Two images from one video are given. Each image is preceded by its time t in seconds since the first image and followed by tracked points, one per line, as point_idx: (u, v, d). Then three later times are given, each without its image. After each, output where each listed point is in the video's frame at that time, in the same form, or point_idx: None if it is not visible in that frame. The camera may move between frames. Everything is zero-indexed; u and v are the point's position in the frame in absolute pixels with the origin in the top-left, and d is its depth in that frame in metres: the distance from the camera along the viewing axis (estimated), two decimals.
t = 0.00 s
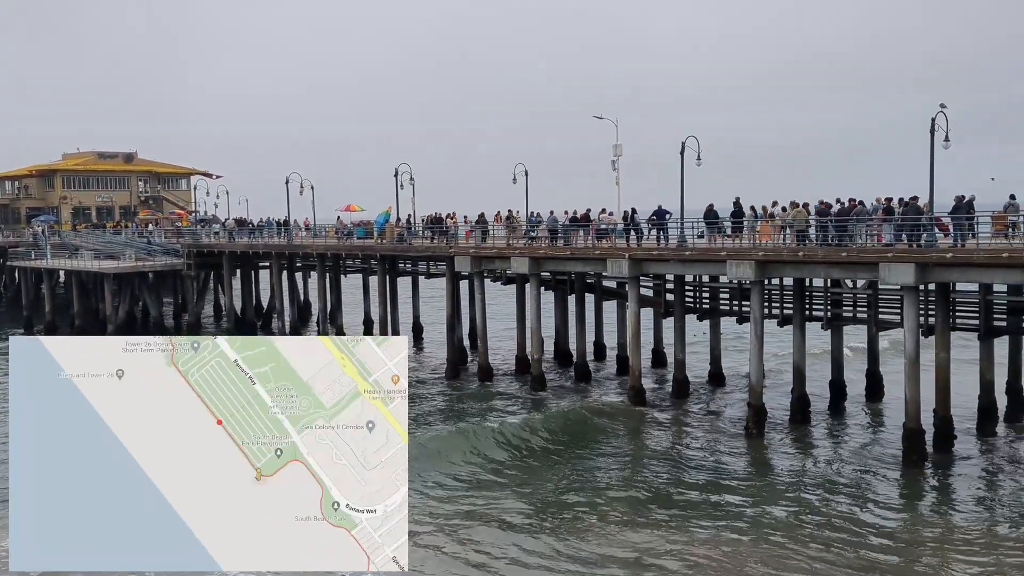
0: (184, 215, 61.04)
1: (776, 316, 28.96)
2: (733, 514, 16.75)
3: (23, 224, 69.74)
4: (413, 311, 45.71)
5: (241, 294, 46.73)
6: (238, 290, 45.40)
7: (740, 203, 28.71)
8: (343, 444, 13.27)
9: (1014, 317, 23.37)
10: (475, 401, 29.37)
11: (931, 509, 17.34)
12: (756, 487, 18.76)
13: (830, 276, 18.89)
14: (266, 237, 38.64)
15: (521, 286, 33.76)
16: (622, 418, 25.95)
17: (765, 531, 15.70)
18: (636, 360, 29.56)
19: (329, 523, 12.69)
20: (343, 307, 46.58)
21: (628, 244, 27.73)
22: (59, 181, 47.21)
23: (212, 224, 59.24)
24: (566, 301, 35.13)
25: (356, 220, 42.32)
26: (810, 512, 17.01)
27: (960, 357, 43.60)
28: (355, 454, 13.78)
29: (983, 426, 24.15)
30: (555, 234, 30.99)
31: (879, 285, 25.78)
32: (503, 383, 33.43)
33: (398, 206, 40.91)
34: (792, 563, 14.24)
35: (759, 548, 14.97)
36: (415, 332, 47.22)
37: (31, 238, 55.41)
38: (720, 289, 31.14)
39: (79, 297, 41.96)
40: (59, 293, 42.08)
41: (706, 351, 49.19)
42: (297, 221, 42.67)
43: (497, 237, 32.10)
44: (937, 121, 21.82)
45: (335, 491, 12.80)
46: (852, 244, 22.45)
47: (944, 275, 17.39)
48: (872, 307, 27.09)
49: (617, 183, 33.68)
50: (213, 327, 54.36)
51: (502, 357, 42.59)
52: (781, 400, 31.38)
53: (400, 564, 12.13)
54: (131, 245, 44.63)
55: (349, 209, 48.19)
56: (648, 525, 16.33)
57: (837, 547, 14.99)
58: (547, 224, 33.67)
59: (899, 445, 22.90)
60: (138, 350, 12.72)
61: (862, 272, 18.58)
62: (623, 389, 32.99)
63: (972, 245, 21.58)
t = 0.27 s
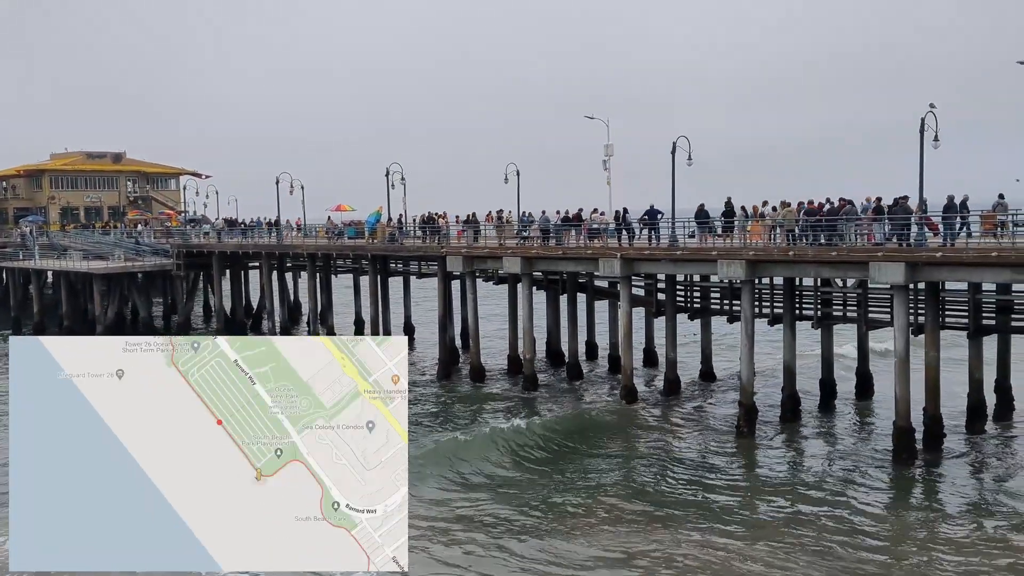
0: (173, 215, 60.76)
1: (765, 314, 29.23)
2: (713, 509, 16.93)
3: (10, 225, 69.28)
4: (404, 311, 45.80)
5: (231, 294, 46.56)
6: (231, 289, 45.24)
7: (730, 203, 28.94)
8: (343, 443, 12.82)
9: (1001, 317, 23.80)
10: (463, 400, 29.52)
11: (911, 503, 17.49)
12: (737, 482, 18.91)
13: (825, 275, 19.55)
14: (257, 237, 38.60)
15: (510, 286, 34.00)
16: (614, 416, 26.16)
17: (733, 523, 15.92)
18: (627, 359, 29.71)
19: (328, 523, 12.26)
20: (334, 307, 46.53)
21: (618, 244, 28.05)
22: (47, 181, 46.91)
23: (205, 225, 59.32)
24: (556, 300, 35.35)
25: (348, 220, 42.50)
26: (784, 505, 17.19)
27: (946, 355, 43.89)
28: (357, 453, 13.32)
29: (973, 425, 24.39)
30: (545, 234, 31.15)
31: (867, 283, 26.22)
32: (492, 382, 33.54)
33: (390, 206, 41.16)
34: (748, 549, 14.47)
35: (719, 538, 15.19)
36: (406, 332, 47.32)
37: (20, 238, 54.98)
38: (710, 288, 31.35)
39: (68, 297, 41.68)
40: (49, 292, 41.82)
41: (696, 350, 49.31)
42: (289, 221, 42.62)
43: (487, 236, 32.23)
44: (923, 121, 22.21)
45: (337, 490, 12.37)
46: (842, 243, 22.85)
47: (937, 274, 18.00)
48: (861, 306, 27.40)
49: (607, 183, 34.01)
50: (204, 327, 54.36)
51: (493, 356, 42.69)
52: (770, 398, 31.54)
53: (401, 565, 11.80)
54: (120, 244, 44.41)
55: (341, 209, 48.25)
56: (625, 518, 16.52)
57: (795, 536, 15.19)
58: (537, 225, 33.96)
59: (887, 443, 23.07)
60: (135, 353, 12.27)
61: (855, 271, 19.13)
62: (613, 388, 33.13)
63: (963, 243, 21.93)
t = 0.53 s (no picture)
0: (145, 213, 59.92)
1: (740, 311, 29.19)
2: (690, 506, 16.79)
3: None
4: (379, 309, 45.44)
5: (203, 293, 45.97)
6: (203, 289, 44.67)
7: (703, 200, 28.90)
8: (345, 442, 12.41)
9: (971, 313, 23.93)
10: (439, 398, 29.21)
11: (884, 498, 17.48)
12: (713, 479, 18.77)
13: (797, 273, 19.48)
14: (228, 236, 38.08)
15: (486, 284, 33.73)
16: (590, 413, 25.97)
17: (710, 522, 15.80)
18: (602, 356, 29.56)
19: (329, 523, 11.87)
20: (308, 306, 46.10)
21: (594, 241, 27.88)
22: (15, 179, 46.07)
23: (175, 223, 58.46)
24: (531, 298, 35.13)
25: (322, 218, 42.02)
26: (760, 503, 17.07)
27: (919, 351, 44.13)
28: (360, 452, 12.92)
29: (944, 420, 24.48)
30: (520, 231, 30.95)
31: (840, 281, 26.27)
32: (468, 381, 33.27)
33: (364, 204, 40.69)
34: (727, 550, 14.35)
35: (695, 537, 15.07)
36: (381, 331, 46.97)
37: None
38: (683, 285, 31.28)
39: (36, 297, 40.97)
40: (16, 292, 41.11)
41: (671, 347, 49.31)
42: (262, 219, 42.16)
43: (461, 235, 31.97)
44: (894, 119, 22.26)
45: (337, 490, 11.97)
46: (813, 241, 22.85)
47: (906, 271, 18.01)
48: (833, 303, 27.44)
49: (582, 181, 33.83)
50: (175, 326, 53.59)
51: (469, 354, 42.42)
52: (746, 394, 31.53)
53: (401, 565, 11.39)
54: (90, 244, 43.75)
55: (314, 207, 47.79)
56: (601, 515, 16.35)
57: (771, 535, 15.11)
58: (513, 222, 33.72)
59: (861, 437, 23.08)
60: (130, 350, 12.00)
61: (827, 269, 19.10)
62: (589, 385, 32.99)
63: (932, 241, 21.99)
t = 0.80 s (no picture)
0: (110, 212, 58.82)
1: (708, 306, 29.16)
2: (657, 500, 16.62)
3: None
4: (347, 307, 44.95)
5: (169, 292, 45.20)
6: (169, 287, 44.00)
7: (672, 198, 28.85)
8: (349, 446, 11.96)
9: (937, 307, 24.02)
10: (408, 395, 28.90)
11: (852, 487, 17.41)
12: (682, 472, 18.67)
13: (766, 268, 19.44)
14: (194, 233, 37.49)
15: (456, 281, 33.44)
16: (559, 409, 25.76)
17: (679, 514, 15.65)
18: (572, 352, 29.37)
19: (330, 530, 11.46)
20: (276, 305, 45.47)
21: (563, 238, 27.68)
22: None
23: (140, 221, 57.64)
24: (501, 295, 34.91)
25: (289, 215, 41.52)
26: (726, 494, 16.93)
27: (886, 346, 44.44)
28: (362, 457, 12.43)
29: (910, 412, 24.53)
30: (489, 228, 30.76)
31: (808, 277, 26.30)
32: (438, 378, 32.97)
33: (331, 201, 40.26)
34: (696, 541, 14.19)
35: (664, 529, 14.90)
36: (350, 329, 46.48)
37: None
38: (653, 281, 31.25)
39: None
40: None
41: (641, 344, 49.31)
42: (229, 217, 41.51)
43: (430, 232, 31.70)
44: (860, 115, 22.39)
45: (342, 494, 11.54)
46: (782, 236, 22.90)
47: (872, 266, 18.00)
48: (800, 298, 27.52)
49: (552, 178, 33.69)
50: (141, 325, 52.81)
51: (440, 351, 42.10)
52: (716, 388, 31.49)
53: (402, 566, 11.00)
54: (52, 242, 42.87)
55: (282, 205, 47.18)
56: (570, 511, 16.14)
57: (741, 526, 14.97)
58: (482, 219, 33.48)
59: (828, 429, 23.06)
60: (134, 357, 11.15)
61: (794, 264, 19.06)
62: (560, 382, 32.79)
63: (897, 236, 22.16)
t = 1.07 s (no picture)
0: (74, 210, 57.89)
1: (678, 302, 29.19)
2: (627, 494, 16.53)
3: None
4: (316, 305, 44.52)
5: (135, 291, 44.51)
6: (135, 285, 43.31)
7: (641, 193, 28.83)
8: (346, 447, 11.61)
9: (903, 301, 24.17)
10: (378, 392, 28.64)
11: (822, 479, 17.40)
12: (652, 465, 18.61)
13: (735, 262, 19.45)
14: (160, 230, 36.95)
15: (426, 277, 33.23)
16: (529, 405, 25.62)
17: (649, 506, 15.56)
18: (542, 348, 29.25)
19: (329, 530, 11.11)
20: (244, 303, 44.93)
21: (533, 234, 27.56)
22: None
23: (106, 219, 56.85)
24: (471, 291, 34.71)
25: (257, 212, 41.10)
26: (695, 488, 16.87)
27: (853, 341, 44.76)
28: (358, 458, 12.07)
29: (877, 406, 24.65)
30: (459, 224, 30.56)
31: (777, 272, 26.39)
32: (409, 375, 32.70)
33: (300, 198, 39.85)
34: (668, 532, 14.11)
35: (635, 522, 14.80)
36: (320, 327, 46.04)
37: None
38: (623, 276, 31.21)
39: None
40: None
41: (612, 340, 49.29)
42: (195, 214, 40.95)
43: (399, 228, 31.46)
44: (828, 110, 22.47)
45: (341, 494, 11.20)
46: (750, 230, 22.94)
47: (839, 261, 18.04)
48: (769, 292, 27.59)
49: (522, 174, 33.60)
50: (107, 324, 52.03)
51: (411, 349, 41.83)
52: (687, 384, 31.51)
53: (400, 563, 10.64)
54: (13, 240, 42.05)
55: (249, 201, 46.62)
56: (538, 507, 16.02)
57: (711, 516, 14.92)
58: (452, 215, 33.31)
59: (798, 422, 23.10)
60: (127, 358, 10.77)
61: (763, 259, 19.08)
62: (531, 378, 32.66)
63: (865, 230, 22.27)
